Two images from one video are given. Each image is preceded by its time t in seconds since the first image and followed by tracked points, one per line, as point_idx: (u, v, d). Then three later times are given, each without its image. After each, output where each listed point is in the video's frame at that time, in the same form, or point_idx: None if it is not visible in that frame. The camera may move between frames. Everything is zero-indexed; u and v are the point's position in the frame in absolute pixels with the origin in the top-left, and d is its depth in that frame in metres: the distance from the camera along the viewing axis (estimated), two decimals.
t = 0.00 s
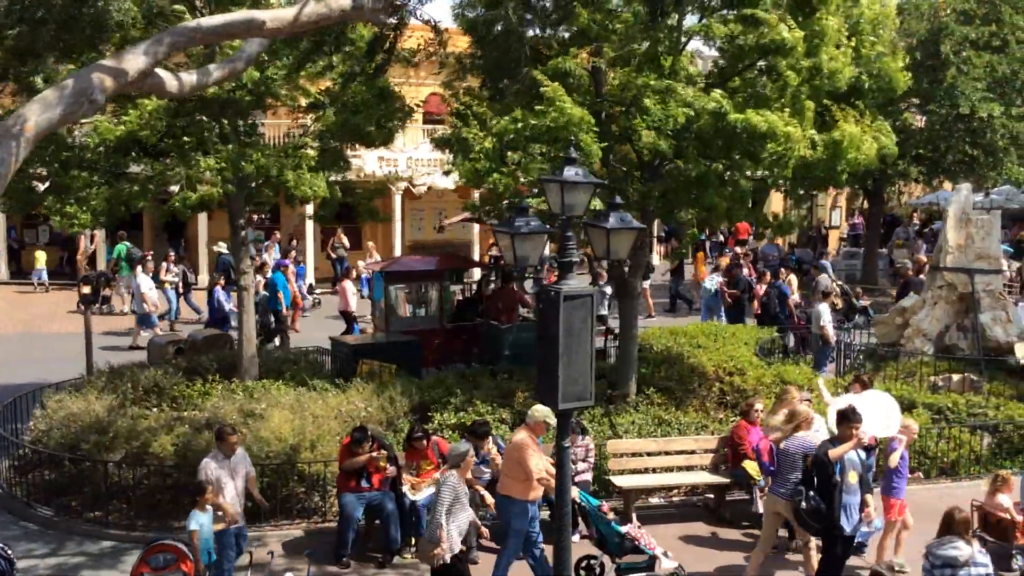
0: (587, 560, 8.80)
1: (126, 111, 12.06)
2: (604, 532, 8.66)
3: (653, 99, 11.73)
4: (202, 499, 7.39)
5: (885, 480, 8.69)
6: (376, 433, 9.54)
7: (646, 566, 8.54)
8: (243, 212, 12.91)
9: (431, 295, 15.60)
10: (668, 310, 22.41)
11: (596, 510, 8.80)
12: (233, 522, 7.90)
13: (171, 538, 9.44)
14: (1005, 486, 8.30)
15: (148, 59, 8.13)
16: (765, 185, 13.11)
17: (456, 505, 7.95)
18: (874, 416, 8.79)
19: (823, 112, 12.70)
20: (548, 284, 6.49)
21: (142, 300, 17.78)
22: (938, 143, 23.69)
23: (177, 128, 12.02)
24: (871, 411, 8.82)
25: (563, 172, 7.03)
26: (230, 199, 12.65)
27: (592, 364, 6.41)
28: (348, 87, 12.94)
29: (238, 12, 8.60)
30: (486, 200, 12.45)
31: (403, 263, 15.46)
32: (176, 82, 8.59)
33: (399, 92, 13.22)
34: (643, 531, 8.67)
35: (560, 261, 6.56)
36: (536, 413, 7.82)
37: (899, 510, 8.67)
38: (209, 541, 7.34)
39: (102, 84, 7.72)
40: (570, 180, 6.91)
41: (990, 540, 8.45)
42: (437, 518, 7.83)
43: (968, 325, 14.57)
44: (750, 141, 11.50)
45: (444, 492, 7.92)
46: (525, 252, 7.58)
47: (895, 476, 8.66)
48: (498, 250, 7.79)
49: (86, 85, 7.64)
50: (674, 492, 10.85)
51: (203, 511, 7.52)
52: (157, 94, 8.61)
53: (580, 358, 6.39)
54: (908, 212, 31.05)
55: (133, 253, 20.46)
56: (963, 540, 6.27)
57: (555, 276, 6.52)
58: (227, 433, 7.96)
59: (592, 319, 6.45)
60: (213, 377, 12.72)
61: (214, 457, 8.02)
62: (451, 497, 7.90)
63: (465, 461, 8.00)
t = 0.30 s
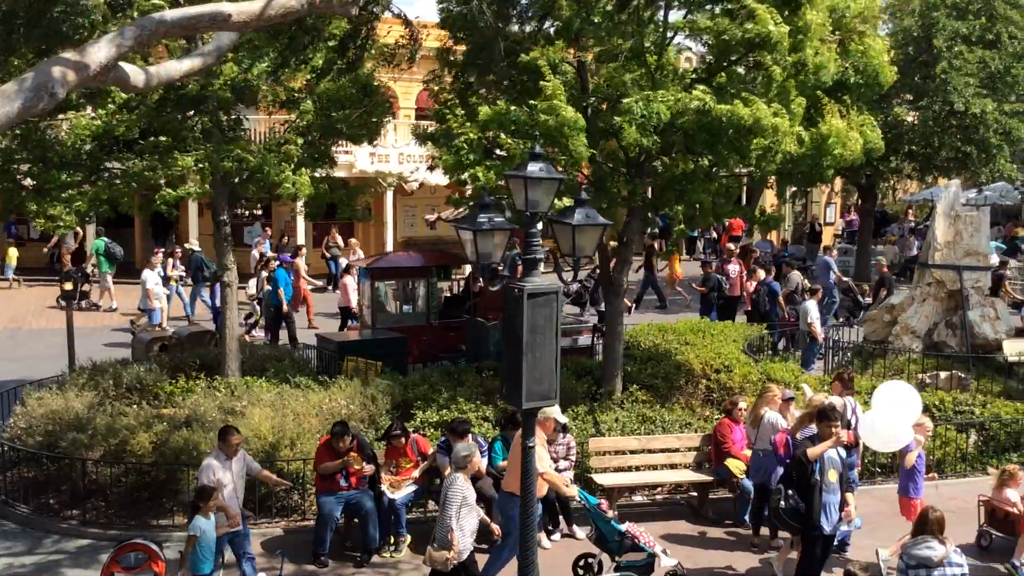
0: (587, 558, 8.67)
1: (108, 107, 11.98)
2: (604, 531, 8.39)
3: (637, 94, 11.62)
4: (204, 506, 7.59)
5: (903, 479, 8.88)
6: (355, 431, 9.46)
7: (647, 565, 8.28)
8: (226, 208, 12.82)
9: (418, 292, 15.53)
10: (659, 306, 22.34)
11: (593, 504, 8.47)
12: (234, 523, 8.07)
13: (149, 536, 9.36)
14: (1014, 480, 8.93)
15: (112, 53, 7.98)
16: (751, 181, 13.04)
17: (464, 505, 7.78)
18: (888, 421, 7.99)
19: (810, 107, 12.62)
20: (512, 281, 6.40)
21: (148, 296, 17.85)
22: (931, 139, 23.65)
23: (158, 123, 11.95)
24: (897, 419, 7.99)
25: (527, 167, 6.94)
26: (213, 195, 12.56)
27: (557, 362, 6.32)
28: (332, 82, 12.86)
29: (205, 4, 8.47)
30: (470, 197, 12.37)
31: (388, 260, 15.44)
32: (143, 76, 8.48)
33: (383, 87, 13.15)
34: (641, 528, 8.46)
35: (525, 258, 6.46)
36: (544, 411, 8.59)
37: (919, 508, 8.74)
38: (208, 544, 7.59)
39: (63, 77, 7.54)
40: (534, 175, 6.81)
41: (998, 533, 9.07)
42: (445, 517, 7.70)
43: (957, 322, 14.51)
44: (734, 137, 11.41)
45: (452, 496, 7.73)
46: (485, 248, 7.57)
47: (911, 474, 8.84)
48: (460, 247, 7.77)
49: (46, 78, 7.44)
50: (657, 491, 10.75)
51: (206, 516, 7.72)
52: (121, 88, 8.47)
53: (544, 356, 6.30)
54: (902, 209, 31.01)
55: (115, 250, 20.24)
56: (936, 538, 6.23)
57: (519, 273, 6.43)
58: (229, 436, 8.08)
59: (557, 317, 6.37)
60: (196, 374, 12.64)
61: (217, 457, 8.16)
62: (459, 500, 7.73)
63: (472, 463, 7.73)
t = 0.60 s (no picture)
0: (591, 556, 8.61)
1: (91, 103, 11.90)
2: (609, 530, 8.24)
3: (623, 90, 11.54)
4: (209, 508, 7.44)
5: (918, 475, 8.67)
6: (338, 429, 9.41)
7: (652, 563, 8.19)
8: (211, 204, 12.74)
9: (407, 289, 15.46)
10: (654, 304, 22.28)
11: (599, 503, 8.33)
12: (241, 526, 7.95)
13: (128, 536, 9.29)
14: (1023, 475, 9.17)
15: (76, 49, 7.87)
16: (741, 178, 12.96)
17: (475, 507, 7.65)
18: (902, 426, 8.27)
19: (799, 103, 12.54)
20: (477, 278, 6.34)
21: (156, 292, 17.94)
22: (926, 136, 23.58)
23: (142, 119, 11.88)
24: (903, 419, 8.27)
25: (492, 164, 6.90)
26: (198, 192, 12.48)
27: (523, 360, 6.26)
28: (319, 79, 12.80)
29: None
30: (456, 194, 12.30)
31: (376, 258, 15.36)
32: (110, 70, 8.36)
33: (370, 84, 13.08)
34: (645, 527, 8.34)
35: (490, 255, 6.39)
36: (547, 411, 8.03)
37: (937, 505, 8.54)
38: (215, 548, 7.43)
39: (25, 73, 7.41)
40: (500, 172, 6.77)
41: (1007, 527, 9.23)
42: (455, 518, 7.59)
43: (948, 320, 14.43)
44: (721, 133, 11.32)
45: (464, 496, 7.58)
46: (450, 246, 7.35)
47: (926, 468, 8.59)
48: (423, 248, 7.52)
49: (8, 74, 7.31)
50: (643, 490, 10.65)
51: (211, 518, 7.57)
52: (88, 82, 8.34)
53: (510, 355, 6.24)
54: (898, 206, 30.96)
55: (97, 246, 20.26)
56: (912, 539, 6.17)
57: (485, 271, 6.37)
58: (243, 436, 7.99)
59: (523, 315, 6.31)
60: (181, 372, 12.57)
61: (224, 458, 8.07)
62: (470, 501, 7.58)
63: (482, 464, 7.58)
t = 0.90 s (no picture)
0: (597, 556, 8.53)
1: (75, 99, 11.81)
2: (621, 529, 8.03)
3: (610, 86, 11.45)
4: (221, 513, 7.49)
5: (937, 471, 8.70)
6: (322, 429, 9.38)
7: (662, 560, 8.13)
8: (199, 201, 12.68)
9: (399, 287, 15.39)
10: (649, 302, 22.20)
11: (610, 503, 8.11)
12: (250, 531, 7.92)
13: (109, 535, 9.21)
14: None
15: (43, 43, 7.76)
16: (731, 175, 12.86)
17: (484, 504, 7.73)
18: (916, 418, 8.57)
19: (789, 100, 12.45)
20: (444, 276, 6.28)
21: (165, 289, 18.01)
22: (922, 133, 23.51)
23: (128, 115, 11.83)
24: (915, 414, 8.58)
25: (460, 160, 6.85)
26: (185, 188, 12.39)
27: (490, 359, 6.22)
28: (309, 74, 12.74)
29: None
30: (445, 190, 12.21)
31: (368, 255, 15.49)
32: (79, 67, 8.30)
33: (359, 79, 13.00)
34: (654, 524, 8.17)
35: (458, 253, 6.33)
36: (552, 413, 7.87)
37: (954, 499, 8.55)
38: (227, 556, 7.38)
39: None
40: (467, 169, 6.74)
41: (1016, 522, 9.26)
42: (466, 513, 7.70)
43: (942, 318, 14.33)
44: (710, 129, 11.22)
45: (475, 494, 8.26)
46: (415, 243, 7.35)
47: (946, 463, 8.66)
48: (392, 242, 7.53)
49: None
50: (631, 490, 10.56)
51: (223, 522, 7.62)
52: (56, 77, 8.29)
53: (477, 354, 6.20)
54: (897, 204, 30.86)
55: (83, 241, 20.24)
56: (890, 541, 6.07)
57: (452, 269, 6.31)
58: (249, 441, 7.93)
59: (491, 313, 6.26)
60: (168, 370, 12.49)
61: (231, 462, 8.07)
62: (482, 498, 8.23)
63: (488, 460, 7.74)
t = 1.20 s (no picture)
0: (606, 554, 8.49)
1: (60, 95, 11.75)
2: (631, 529, 8.06)
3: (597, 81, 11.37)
4: (228, 520, 7.41)
5: (942, 466, 8.80)
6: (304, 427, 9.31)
7: (670, 559, 8.13)
8: (186, 199, 12.63)
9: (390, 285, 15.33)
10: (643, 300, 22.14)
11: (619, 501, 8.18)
12: (256, 536, 7.90)
13: (89, 535, 9.15)
14: None
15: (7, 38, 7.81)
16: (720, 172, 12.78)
17: (492, 500, 7.73)
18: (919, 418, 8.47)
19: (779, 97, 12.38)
20: (409, 276, 6.20)
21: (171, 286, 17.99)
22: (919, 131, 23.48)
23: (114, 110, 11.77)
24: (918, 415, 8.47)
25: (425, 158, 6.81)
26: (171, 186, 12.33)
27: (456, 360, 6.13)
28: (297, 70, 12.67)
29: None
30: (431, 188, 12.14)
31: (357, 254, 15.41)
32: (46, 63, 8.39)
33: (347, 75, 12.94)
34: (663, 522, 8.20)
35: (423, 253, 6.25)
36: (560, 411, 8.00)
37: (957, 496, 8.67)
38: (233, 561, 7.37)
39: None
40: (432, 167, 6.70)
41: None
42: (476, 511, 7.68)
43: (934, 318, 14.26)
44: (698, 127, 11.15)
45: (480, 489, 7.69)
46: (378, 243, 7.36)
47: (951, 460, 8.74)
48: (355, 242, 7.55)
49: None
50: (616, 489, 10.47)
51: (230, 530, 7.53)
52: (24, 73, 8.38)
53: (443, 354, 6.11)
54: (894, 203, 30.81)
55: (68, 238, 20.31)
56: (870, 542, 6.01)
57: (417, 268, 6.23)
58: (253, 445, 7.91)
59: (457, 314, 6.17)
60: (155, 369, 12.43)
61: (236, 466, 7.95)
62: (488, 493, 7.69)
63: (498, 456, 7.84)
